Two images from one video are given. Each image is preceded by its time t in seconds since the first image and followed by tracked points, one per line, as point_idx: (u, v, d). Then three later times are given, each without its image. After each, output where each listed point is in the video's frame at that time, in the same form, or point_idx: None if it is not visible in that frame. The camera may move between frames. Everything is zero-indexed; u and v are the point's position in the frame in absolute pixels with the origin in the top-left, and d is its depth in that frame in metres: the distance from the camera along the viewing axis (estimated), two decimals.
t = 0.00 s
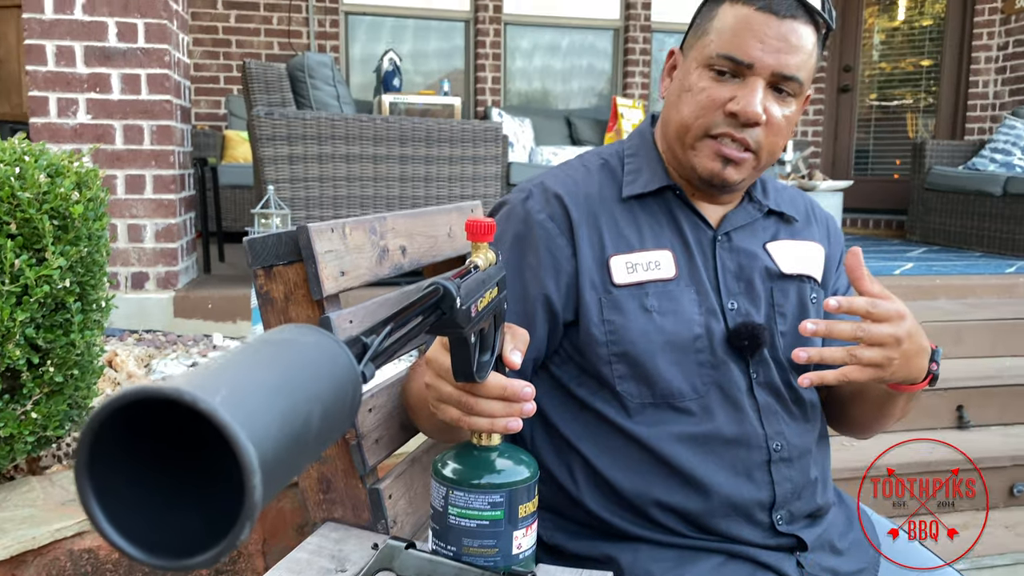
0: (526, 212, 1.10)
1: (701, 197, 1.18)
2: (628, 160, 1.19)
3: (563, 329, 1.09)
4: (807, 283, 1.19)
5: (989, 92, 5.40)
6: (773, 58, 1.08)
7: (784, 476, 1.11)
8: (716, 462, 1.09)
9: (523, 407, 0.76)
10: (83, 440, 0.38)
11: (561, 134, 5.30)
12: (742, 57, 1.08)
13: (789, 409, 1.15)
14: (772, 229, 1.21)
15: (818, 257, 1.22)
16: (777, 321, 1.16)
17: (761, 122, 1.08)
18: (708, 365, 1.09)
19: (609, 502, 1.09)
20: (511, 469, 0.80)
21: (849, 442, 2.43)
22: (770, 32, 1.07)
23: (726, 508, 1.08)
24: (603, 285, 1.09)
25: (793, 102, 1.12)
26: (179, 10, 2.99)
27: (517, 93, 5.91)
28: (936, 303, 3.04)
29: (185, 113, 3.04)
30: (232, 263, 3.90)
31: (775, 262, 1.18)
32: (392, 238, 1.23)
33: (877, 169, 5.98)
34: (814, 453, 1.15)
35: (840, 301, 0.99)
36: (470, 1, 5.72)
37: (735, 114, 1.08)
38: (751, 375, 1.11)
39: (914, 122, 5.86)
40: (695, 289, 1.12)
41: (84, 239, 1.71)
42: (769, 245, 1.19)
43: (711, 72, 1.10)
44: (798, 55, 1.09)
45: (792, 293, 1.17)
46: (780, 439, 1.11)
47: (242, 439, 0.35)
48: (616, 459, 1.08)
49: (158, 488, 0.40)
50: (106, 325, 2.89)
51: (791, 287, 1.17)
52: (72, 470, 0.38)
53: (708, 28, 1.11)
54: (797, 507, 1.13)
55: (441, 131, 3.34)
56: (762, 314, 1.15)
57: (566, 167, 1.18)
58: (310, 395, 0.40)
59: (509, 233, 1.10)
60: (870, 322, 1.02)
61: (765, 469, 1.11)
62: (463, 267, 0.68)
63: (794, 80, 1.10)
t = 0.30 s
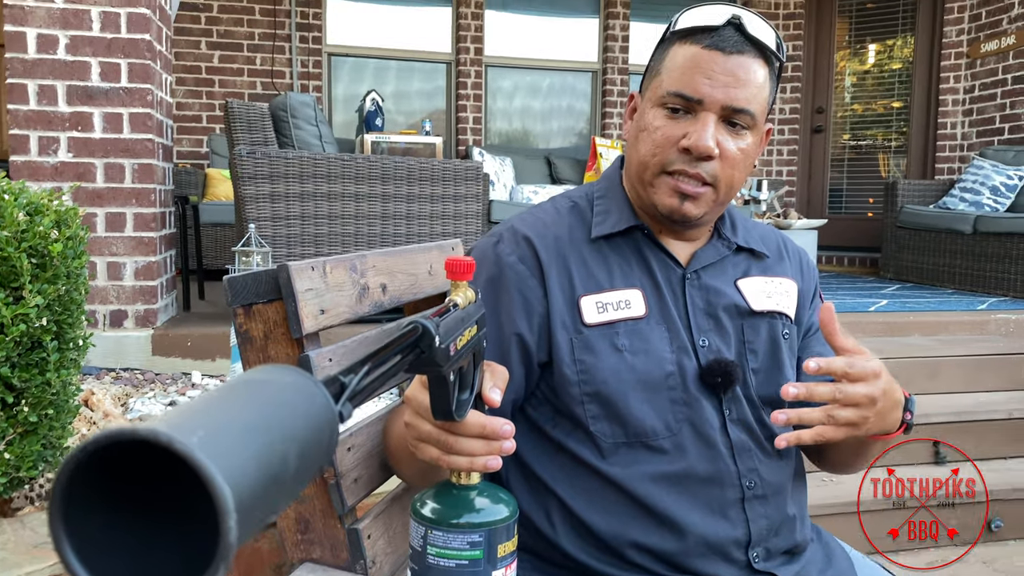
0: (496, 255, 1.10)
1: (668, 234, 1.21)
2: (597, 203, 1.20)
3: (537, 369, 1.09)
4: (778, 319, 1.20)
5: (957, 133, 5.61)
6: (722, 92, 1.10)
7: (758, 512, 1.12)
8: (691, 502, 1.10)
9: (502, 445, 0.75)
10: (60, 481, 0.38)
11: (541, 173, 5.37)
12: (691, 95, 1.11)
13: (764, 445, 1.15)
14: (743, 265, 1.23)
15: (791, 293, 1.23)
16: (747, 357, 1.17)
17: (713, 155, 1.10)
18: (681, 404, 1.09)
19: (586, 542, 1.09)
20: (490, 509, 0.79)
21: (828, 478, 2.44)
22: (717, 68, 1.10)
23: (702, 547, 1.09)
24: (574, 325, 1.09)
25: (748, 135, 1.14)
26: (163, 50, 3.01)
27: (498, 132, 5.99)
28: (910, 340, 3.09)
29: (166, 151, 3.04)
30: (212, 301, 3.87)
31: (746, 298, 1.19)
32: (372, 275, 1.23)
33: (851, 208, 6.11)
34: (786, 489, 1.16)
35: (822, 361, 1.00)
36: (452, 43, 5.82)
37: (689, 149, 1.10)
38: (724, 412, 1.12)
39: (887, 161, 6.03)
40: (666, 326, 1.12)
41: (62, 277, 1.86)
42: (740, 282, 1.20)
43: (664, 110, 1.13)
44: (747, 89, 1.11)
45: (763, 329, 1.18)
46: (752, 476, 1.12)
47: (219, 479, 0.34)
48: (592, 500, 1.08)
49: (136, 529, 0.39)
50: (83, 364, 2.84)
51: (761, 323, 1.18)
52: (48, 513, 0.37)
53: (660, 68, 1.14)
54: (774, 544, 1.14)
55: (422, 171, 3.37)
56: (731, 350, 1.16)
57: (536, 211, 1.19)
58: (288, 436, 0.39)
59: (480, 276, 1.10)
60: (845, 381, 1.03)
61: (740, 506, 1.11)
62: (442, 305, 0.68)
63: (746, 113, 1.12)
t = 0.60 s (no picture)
0: (477, 283, 1.10)
1: (650, 263, 1.21)
2: (578, 230, 1.20)
3: (519, 399, 1.09)
4: (760, 347, 1.20)
5: (936, 162, 5.79)
6: (705, 124, 1.11)
7: (742, 543, 1.12)
8: (673, 533, 1.09)
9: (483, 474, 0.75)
10: (20, 510, 0.36)
11: (526, 200, 5.40)
12: (674, 126, 1.11)
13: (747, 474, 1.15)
14: (724, 293, 1.23)
15: (774, 321, 1.23)
16: (728, 386, 1.18)
17: (696, 187, 1.11)
18: (663, 433, 1.09)
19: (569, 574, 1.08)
20: (471, 539, 0.78)
21: (812, 506, 2.45)
22: (700, 100, 1.11)
23: None
24: (555, 354, 1.09)
25: (731, 166, 1.15)
26: (148, 77, 3.01)
27: (483, 160, 6.03)
28: (891, 366, 3.12)
29: (149, 178, 3.03)
30: (194, 328, 3.83)
31: (728, 327, 1.19)
32: (354, 302, 1.23)
33: (833, 236, 6.18)
34: (770, 519, 1.15)
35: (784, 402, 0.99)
36: (438, 72, 5.88)
37: (672, 181, 1.11)
38: (706, 441, 1.12)
39: (868, 189, 6.12)
40: (647, 354, 1.12)
41: (38, 304, 1.85)
42: (721, 309, 1.20)
43: (647, 140, 1.13)
44: (730, 121, 1.12)
45: (745, 357, 1.18)
46: (735, 506, 1.11)
47: (184, 512, 0.33)
48: (574, 531, 1.08)
49: (100, 562, 0.37)
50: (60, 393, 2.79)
51: (743, 351, 1.18)
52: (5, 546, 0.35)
53: (644, 98, 1.15)
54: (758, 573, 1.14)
55: (407, 198, 3.39)
56: (713, 379, 1.16)
57: (518, 238, 1.19)
58: (255, 467, 0.39)
59: (461, 304, 1.10)
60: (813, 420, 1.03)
61: (722, 537, 1.11)
62: (422, 331, 0.68)
63: (729, 145, 1.13)
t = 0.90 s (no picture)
0: (465, 301, 1.10)
1: (641, 278, 1.22)
2: (567, 245, 1.21)
3: (510, 418, 1.09)
4: (751, 358, 1.21)
5: (923, 179, 5.86)
6: (700, 140, 1.11)
7: (736, 559, 1.11)
8: (666, 551, 1.09)
9: (480, 486, 0.74)
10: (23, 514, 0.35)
11: (517, 217, 5.42)
12: (669, 142, 1.12)
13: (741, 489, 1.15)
14: (716, 304, 1.24)
15: (766, 328, 1.24)
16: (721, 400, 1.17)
17: (689, 203, 1.11)
18: (656, 450, 1.09)
19: None
20: (467, 552, 0.77)
21: (805, 521, 2.45)
22: (696, 116, 1.11)
23: None
24: (544, 371, 1.09)
25: (724, 182, 1.15)
26: (139, 94, 3.01)
27: (474, 177, 6.05)
28: (881, 381, 3.14)
29: (140, 194, 3.02)
30: (184, 345, 3.80)
31: (719, 340, 1.20)
32: (348, 316, 1.22)
33: (822, 252, 6.23)
34: (766, 534, 1.15)
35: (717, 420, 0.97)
36: (429, 89, 5.91)
37: (665, 196, 1.11)
38: (699, 457, 1.11)
39: (856, 206, 6.18)
40: (638, 370, 1.13)
41: (29, 320, 1.88)
42: (713, 321, 1.22)
43: (641, 155, 1.14)
44: (724, 137, 1.13)
45: (738, 369, 1.19)
46: (730, 523, 1.11)
47: (191, 515, 0.33)
48: (566, 550, 1.08)
49: (107, 563, 0.37)
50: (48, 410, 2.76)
51: (736, 364, 1.19)
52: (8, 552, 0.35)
53: (638, 112, 1.16)
54: None
55: (399, 214, 3.40)
56: (704, 393, 1.16)
57: (506, 253, 1.19)
58: (260, 471, 0.38)
59: (451, 322, 1.09)
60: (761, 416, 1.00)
61: (717, 554, 1.10)
62: (418, 343, 0.67)
63: (722, 161, 1.13)
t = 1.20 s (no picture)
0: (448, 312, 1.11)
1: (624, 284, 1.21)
2: (550, 252, 1.21)
3: (497, 427, 1.09)
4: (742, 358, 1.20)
5: (917, 189, 5.89)
6: (664, 140, 1.11)
7: (728, 566, 1.10)
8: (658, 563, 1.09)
9: (478, 496, 0.74)
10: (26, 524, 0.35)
11: (513, 226, 5.43)
12: (634, 144, 1.11)
13: (733, 496, 1.15)
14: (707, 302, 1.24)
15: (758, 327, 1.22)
16: (712, 405, 1.16)
17: (659, 204, 1.10)
18: (644, 457, 1.09)
19: None
20: (464, 563, 0.76)
21: (801, 530, 2.44)
22: (659, 117, 1.11)
23: None
24: (528, 379, 1.09)
25: (696, 180, 1.14)
26: (135, 103, 3.01)
27: (469, 187, 6.05)
28: (877, 390, 3.14)
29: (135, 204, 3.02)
30: (179, 354, 3.78)
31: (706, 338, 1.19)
32: (344, 325, 1.22)
33: (817, 261, 6.25)
34: (763, 540, 1.14)
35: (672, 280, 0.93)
36: (424, 99, 5.93)
37: (633, 199, 1.10)
38: (690, 464, 1.11)
39: (850, 216, 6.21)
40: (624, 375, 1.12)
41: (24, 329, 1.88)
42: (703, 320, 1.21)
43: (607, 159, 1.13)
44: (690, 135, 1.12)
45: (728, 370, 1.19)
46: (722, 529, 1.11)
47: (195, 525, 0.33)
48: (556, 562, 1.07)
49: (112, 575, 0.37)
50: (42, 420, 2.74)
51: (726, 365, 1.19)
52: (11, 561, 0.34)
53: (603, 117, 1.16)
54: None
55: (395, 223, 3.40)
56: (696, 399, 1.15)
57: (489, 263, 1.19)
58: (262, 480, 0.38)
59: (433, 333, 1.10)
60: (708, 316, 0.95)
61: (709, 562, 1.10)
62: (417, 352, 0.67)
63: (691, 159, 1.12)
